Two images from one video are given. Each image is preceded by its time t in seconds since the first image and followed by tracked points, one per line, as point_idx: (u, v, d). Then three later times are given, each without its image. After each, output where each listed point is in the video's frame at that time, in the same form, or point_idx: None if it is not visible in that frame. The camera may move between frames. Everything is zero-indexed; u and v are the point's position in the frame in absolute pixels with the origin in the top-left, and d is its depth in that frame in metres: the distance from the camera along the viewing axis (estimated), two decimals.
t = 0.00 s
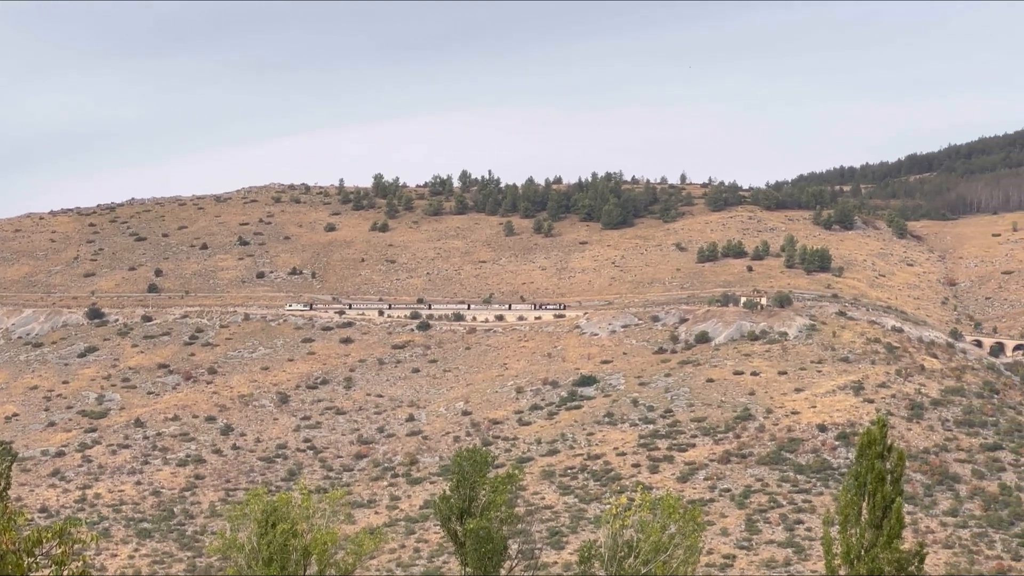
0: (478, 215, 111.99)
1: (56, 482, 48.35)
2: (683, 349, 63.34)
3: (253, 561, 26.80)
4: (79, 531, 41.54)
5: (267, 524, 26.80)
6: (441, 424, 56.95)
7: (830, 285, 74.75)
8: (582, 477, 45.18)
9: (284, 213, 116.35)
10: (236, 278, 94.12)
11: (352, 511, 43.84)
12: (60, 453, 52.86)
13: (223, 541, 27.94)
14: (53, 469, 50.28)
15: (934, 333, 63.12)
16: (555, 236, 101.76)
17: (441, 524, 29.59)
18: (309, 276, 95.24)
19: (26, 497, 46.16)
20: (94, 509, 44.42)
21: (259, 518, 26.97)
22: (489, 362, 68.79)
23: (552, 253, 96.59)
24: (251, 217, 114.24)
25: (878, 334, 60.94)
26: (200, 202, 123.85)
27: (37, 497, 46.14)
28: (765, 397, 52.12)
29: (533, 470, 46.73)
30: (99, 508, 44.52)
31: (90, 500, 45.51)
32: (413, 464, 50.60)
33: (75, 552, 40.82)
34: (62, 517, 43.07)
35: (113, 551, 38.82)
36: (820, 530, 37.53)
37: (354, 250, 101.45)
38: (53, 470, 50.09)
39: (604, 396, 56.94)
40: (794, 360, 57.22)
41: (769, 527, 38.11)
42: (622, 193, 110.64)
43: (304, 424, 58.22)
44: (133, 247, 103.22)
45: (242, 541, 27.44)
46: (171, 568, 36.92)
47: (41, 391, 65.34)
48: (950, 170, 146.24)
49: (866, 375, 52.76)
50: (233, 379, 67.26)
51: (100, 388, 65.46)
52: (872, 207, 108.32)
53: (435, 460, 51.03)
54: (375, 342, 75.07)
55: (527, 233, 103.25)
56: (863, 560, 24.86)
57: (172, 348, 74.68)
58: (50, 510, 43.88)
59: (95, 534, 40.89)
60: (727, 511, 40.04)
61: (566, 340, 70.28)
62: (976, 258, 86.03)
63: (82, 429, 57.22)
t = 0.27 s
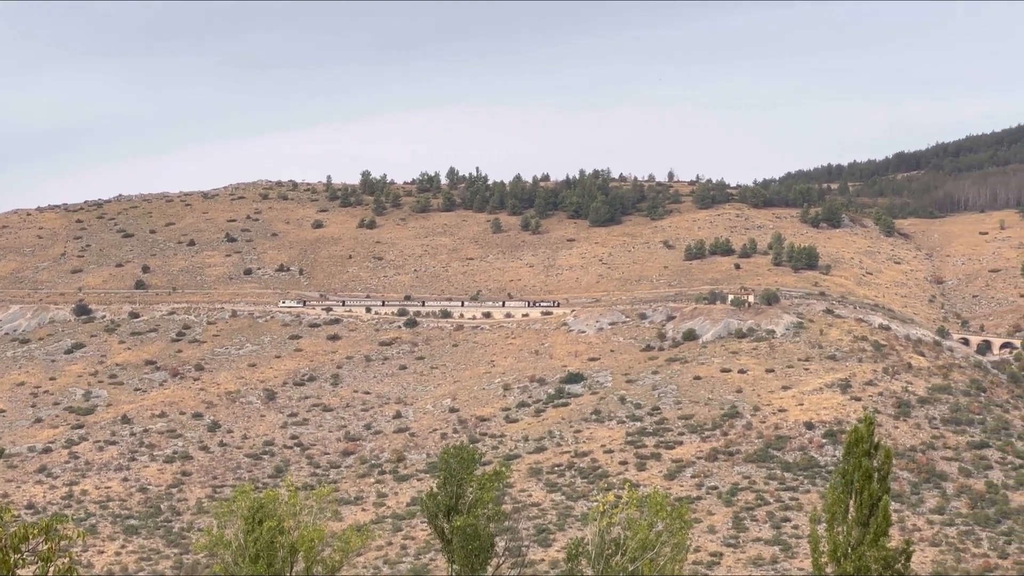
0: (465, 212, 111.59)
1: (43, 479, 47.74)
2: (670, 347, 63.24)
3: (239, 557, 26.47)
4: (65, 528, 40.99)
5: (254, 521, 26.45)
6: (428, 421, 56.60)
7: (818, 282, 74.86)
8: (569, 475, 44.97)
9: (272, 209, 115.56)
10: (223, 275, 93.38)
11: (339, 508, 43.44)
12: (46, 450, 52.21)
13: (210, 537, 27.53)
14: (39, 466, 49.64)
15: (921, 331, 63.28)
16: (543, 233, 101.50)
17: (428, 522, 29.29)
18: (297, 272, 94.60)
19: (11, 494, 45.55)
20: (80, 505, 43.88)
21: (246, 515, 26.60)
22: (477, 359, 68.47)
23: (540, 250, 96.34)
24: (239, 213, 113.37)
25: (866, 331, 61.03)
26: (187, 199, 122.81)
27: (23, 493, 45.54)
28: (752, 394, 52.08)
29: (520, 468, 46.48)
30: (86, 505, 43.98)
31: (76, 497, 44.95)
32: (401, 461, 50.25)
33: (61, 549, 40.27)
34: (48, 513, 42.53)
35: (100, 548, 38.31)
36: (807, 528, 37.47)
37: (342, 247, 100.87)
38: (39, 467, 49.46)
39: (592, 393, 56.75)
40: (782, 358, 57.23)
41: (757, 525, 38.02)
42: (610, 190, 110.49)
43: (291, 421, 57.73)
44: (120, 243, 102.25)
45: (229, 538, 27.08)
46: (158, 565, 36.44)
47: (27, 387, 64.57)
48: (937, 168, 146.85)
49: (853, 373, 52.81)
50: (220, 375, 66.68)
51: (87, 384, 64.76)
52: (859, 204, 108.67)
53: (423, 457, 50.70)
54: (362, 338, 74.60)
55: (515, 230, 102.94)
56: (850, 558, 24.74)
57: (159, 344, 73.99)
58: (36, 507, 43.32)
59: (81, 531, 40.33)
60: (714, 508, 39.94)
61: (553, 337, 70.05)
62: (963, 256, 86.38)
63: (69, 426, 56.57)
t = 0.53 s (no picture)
0: (454, 209, 111.18)
1: (30, 475, 47.22)
2: (659, 344, 63.15)
3: (228, 554, 26.19)
4: (53, 524, 40.52)
5: (243, 516, 26.18)
6: (417, 418, 56.31)
7: (806, 279, 74.98)
8: (557, 472, 44.80)
9: (261, 206, 114.84)
10: (212, 271, 92.71)
11: (327, 505, 43.13)
12: (34, 445, 51.63)
13: (197, 534, 27.21)
14: (27, 462, 49.09)
15: (909, 329, 63.42)
16: (532, 230, 101.27)
17: (416, 518, 29.01)
18: (286, 269, 94.02)
19: None
20: (69, 501, 43.41)
21: (235, 511, 26.33)
22: (465, 356, 68.18)
23: (529, 247, 96.11)
24: (228, 210, 112.56)
25: (854, 329, 61.13)
26: (176, 195, 121.89)
27: (11, 490, 45.02)
28: (740, 392, 52.06)
29: (509, 464, 46.29)
30: (74, 501, 43.52)
31: (64, 493, 44.48)
32: (389, 458, 49.95)
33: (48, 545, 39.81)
34: (36, 510, 42.07)
35: (88, 544, 37.89)
36: (795, 525, 37.41)
37: (330, 243, 100.32)
38: (26, 463, 48.92)
39: (580, 390, 56.57)
40: (770, 355, 57.25)
41: (745, 522, 37.96)
42: (599, 187, 110.36)
43: (280, 417, 57.32)
44: (109, 239, 101.35)
45: (217, 534, 26.73)
46: (146, 561, 36.06)
47: (15, 383, 63.88)
48: (925, 165, 147.36)
49: (841, 370, 52.87)
50: (209, 371, 66.18)
51: (75, 380, 64.13)
52: (847, 202, 108.98)
53: (411, 454, 50.43)
54: (351, 335, 74.20)
55: (504, 227, 102.66)
56: (839, 555, 24.70)
57: (148, 340, 73.37)
58: (24, 503, 42.86)
59: (69, 527, 39.88)
60: (702, 505, 39.85)
61: (542, 334, 69.86)
62: (951, 253, 86.68)
63: (58, 422, 55.98)
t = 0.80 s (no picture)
0: (443, 206, 110.79)
1: (19, 472, 46.71)
2: (648, 341, 63.06)
3: (217, 551, 25.91)
4: (42, 521, 40.09)
5: (232, 514, 25.95)
6: (406, 415, 56.04)
7: (796, 277, 75.07)
8: (546, 469, 44.63)
9: (250, 203, 114.13)
10: (202, 268, 92.07)
11: (316, 502, 42.83)
12: (23, 442, 51.08)
13: (186, 531, 26.65)
14: (16, 459, 48.56)
15: (898, 326, 63.56)
16: (521, 227, 101.03)
17: (405, 516, 28.72)
18: (275, 266, 93.47)
19: None
20: (58, 498, 42.96)
21: (223, 508, 26.07)
22: (454, 353, 67.92)
23: (518, 244, 95.89)
24: (217, 207, 111.84)
25: (843, 327, 61.22)
26: (165, 192, 121.04)
27: None
28: (730, 389, 52.03)
29: (498, 462, 46.11)
30: (63, 498, 43.07)
31: (53, 490, 44.00)
32: (378, 455, 49.66)
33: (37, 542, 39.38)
34: (24, 507, 41.62)
35: (77, 541, 37.49)
36: (784, 523, 37.37)
37: (320, 241, 99.81)
38: (15, 460, 48.38)
39: (570, 387, 56.43)
40: (759, 353, 57.26)
41: (734, 519, 37.88)
42: (589, 184, 110.18)
43: (269, 414, 56.92)
44: (99, 237, 100.50)
45: (207, 531, 26.22)
46: (135, 559, 35.72)
47: (4, 380, 63.22)
48: (914, 163, 147.90)
49: (830, 368, 52.91)
50: (199, 368, 65.69)
51: (64, 377, 63.54)
52: (836, 200, 109.27)
53: (400, 451, 50.15)
54: (341, 332, 73.81)
55: (493, 225, 102.39)
56: (827, 552, 24.61)
57: (138, 337, 72.78)
58: (12, 501, 42.41)
59: (58, 524, 39.45)
60: (692, 503, 39.75)
61: (531, 331, 69.66)
62: (940, 251, 86.98)
63: (47, 419, 55.43)
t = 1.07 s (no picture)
0: (433, 205, 110.42)
1: (8, 470, 46.21)
2: (638, 339, 62.97)
3: (207, 549, 25.65)
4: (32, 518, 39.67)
5: (221, 512, 25.71)
6: (396, 413, 55.77)
7: (785, 275, 75.17)
8: (536, 467, 44.45)
9: (240, 201, 113.47)
10: (192, 266, 91.46)
11: (306, 500, 42.56)
12: (13, 441, 50.56)
13: (176, 528, 26.56)
14: (5, 457, 48.04)
15: (888, 325, 63.67)
16: (511, 225, 100.80)
17: (394, 514, 28.46)
18: (265, 264, 92.95)
19: None
20: (48, 497, 42.53)
21: (213, 504, 25.85)
22: (444, 351, 67.66)
23: (508, 242, 95.68)
24: (207, 205, 111.12)
25: (833, 325, 61.33)
26: (155, 190, 120.22)
27: None
28: (719, 387, 52.01)
29: (487, 460, 45.93)
30: (53, 496, 42.64)
31: (43, 488, 43.55)
32: (368, 453, 49.40)
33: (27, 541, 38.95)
34: (14, 505, 41.19)
35: (67, 539, 37.09)
36: (773, 521, 37.32)
37: (310, 239, 99.30)
38: (4, 458, 47.87)
39: (559, 386, 56.29)
40: (749, 351, 57.26)
41: (724, 517, 37.82)
42: (579, 182, 110.05)
43: (259, 412, 56.53)
44: (88, 235, 99.73)
45: (197, 529, 26.09)
46: (125, 557, 35.36)
47: None
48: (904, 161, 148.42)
49: (820, 366, 52.94)
50: (189, 366, 65.24)
51: (54, 375, 62.97)
52: (826, 198, 109.51)
53: (390, 449, 49.89)
54: (330, 330, 73.42)
55: (483, 223, 102.15)
56: (817, 550, 24.51)
57: (128, 335, 72.25)
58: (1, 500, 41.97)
59: (48, 522, 39.06)
60: (681, 501, 39.66)
61: (521, 329, 69.48)
62: (930, 249, 87.28)
63: (37, 417, 54.90)
